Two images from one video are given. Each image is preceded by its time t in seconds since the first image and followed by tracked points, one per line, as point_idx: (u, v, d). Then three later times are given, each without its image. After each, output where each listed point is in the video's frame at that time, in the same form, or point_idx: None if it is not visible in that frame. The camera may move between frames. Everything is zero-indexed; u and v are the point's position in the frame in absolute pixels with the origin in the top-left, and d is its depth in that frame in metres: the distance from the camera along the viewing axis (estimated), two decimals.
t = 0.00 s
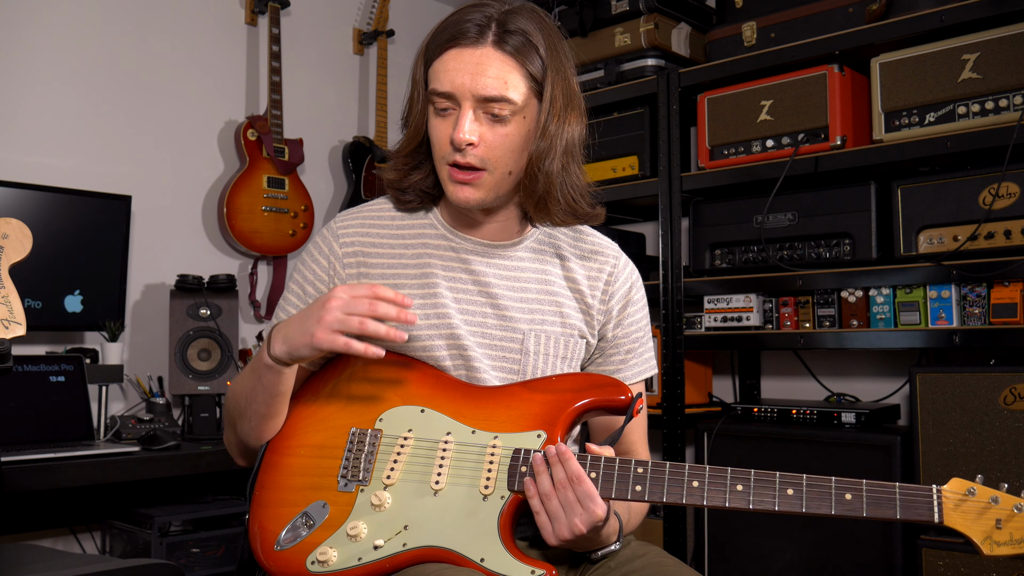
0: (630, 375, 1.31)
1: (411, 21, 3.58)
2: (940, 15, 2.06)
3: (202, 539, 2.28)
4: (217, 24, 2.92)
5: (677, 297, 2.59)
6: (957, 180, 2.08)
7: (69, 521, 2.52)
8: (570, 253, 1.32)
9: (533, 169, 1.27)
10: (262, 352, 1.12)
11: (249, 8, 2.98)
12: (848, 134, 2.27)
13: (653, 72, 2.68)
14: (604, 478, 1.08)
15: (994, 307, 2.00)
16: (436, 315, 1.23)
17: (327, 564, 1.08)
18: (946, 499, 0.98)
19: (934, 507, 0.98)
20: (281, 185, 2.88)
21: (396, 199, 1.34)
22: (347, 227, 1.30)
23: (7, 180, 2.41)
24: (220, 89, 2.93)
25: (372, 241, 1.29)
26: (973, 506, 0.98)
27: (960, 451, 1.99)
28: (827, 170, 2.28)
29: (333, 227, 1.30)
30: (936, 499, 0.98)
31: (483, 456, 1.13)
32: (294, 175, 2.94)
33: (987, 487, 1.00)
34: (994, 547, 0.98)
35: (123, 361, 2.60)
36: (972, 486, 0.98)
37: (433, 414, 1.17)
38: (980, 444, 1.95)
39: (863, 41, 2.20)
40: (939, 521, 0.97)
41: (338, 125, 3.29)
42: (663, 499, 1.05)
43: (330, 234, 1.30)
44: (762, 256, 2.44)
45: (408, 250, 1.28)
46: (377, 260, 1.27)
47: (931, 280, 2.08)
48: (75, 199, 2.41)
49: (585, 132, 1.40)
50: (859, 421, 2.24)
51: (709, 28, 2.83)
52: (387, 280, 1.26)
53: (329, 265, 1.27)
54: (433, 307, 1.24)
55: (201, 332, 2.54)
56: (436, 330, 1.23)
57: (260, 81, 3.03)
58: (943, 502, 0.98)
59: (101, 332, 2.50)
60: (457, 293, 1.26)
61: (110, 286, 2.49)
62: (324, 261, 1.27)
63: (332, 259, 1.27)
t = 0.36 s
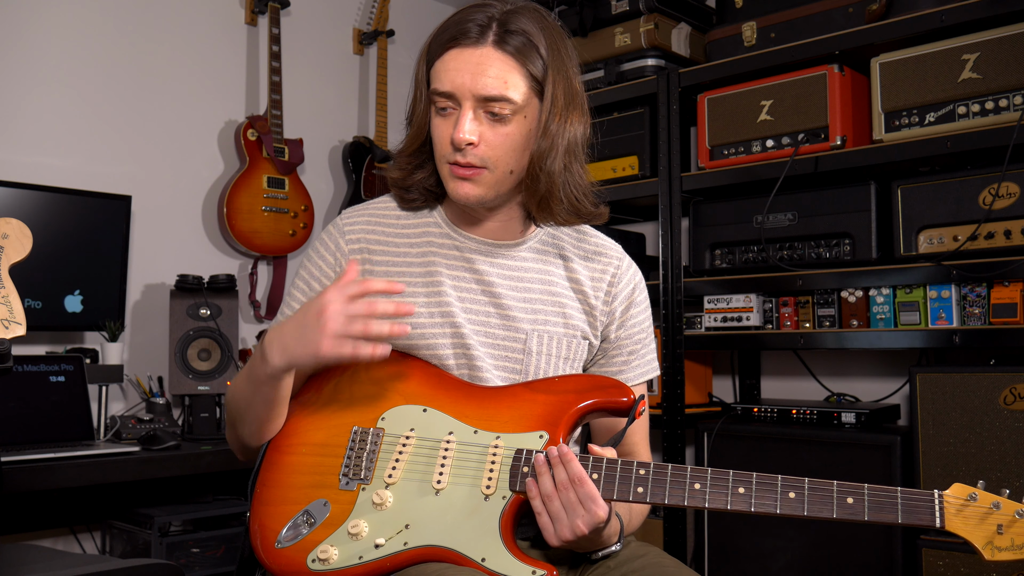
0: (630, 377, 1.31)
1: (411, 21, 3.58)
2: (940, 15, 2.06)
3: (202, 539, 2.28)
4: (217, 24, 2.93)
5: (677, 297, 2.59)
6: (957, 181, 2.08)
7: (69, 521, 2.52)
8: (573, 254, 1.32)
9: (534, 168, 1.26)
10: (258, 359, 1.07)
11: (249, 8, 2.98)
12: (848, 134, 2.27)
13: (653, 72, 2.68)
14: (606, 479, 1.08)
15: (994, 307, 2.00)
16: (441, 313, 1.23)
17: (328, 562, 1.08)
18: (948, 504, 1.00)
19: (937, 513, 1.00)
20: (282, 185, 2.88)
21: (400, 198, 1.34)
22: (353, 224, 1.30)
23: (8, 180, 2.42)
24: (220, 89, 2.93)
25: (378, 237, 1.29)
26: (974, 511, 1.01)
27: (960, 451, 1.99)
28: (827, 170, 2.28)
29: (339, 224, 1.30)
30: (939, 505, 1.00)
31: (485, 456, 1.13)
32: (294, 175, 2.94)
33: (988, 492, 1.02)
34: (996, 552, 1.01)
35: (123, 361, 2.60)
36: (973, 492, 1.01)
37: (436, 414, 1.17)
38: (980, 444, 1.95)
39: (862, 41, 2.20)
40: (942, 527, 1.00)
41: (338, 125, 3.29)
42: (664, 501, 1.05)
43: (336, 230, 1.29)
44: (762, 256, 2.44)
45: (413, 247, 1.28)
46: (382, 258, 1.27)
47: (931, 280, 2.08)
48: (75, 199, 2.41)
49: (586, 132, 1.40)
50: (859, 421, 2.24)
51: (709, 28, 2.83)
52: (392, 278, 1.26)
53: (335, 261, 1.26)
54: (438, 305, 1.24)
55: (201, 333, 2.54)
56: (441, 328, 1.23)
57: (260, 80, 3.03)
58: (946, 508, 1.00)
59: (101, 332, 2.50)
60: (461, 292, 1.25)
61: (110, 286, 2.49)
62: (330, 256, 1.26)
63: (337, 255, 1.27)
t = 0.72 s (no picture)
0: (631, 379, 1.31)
1: (411, 21, 3.58)
2: (940, 15, 2.06)
3: (203, 539, 2.28)
4: (218, 24, 2.92)
5: (677, 297, 2.60)
6: (957, 180, 2.08)
7: (69, 521, 2.52)
8: (575, 254, 1.32)
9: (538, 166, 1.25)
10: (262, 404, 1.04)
11: (249, 8, 2.98)
12: (848, 134, 2.27)
13: (653, 72, 2.68)
14: (608, 473, 1.09)
15: (994, 307, 2.00)
16: (445, 311, 1.23)
17: (333, 564, 1.09)
18: (949, 488, 0.97)
19: (938, 497, 0.97)
20: (282, 185, 2.88)
21: (403, 195, 1.33)
22: (359, 219, 1.30)
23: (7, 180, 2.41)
24: (220, 89, 2.92)
25: (384, 234, 1.29)
26: (976, 494, 0.98)
27: (960, 451, 1.99)
28: (826, 170, 2.28)
29: (344, 219, 1.30)
30: (940, 489, 0.97)
31: (487, 453, 1.13)
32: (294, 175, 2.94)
33: (988, 474, 0.99)
34: (997, 534, 0.98)
35: (123, 361, 2.60)
36: (975, 474, 0.98)
37: (437, 413, 1.17)
38: (980, 444, 1.95)
39: (863, 41, 2.20)
40: (945, 510, 0.97)
41: (338, 125, 3.29)
42: (666, 493, 1.06)
43: (342, 225, 1.29)
44: (762, 256, 2.44)
45: (417, 246, 1.28)
46: (386, 256, 1.27)
47: (931, 280, 2.09)
48: (74, 199, 2.41)
49: (593, 133, 1.38)
50: (859, 421, 2.24)
51: (709, 28, 2.83)
52: (396, 276, 1.26)
53: (342, 258, 1.27)
54: (441, 303, 1.24)
55: (201, 333, 2.54)
56: (445, 326, 1.23)
57: (259, 80, 3.03)
58: (948, 491, 0.97)
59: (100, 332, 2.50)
60: (463, 292, 1.25)
61: (110, 286, 2.49)
62: (337, 253, 1.27)
63: (344, 252, 1.27)
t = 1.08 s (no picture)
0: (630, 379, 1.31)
1: (411, 21, 3.58)
2: (940, 15, 2.06)
3: (202, 539, 2.28)
4: (218, 24, 2.92)
5: (677, 297, 2.60)
6: (957, 180, 2.08)
7: (69, 521, 2.52)
8: (574, 254, 1.32)
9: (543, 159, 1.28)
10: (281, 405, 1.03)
11: (249, 8, 2.98)
12: (848, 134, 2.27)
13: (653, 72, 2.68)
14: (610, 472, 1.08)
15: (994, 307, 2.00)
16: (445, 311, 1.23)
17: (335, 564, 1.09)
18: (949, 485, 0.99)
19: (938, 493, 0.99)
20: (282, 185, 2.88)
21: (404, 195, 1.34)
22: (359, 219, 1.30)
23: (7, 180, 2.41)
24: (220, 89, 2.93)
25: (384, 235, 1.29)
26: (976, 490, 0.99)
27: (960, 451, 1.99)
28: (826, 170, 2.28)
29: (344, 219, 1.30)
30: (939, 486, 0.99)
31: (488, 454, 1.13)
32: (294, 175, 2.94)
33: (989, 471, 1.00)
34: (997, 531, 0.99)
35: (123, 361, 2.60)
36: (975, 471, 0.99)
37: (438, 413, 1.17)
38: (981, 445, 1.95)
39: (863, 41, 2.20)
40: (945, 507, 0.99)
41: (338, 125, 3.29)
42: (668, 492, 1.05)
43: (342, 225, 1.29)
44: (762, 256, 2.44)
45: (418, 246, 1.28)
46: (387, 256, 1.27)
47: (931, 280, 2.09)
48: (74, 199, 2.41)
49: (594, 131, 1.41)
50: (859, 421, 2.24)
51: (708, 28, 2.83)
52: (397, 276, 1.26)
53: (342, 258, 1.26)
54: (442, 303, 1.24)
55: (201, 332, 2.54)
56: (445, 325, 1.23)
57: (259, 80, 3.03)
58: (947, 488, 0.99)
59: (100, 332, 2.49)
60: (464, 292, 1.25)
61: (110, 285, 2.49)
62: (337, 253, 1.26)
63: (344, 252, 1.27)
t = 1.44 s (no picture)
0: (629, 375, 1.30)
1: (411, 21, 3.58)
2: (940, 15, 2.06)
3: (203, 539, 2.28)
4: (218, 24, 2.93)
5: (677, 297, 2.59)
6: (957, 180, 2.08)
7: (69, 521, 2.52)
8: (572, 253, 1.31)
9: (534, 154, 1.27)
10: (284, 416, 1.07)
11: (249, 8, 2.98)
12: (848, 134, 2.27)
13: (653, 72, 2.68)
14: (605, 468, 1.07)
15: (994, 307, 2.00)
16: (441, 311, 1.23)
17: (331, 563, 1.09)
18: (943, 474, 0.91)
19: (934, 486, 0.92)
20: (282, 185, 2.88)
21: (399, 194, 1.34)
22: (359, 221, 1.31)
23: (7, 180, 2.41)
24: (221, 89, 2.93)
25: (383, 236, 1.29)
26: (972, 481, 0.90)
27: (960, 450, 1.99)
28: (826, 170, 2.28)
29: (345, 221, 1.31)
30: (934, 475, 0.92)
31: (484, 451, 1.12)
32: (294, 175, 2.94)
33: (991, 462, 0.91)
34: (996, 526, 0.89)
35: (123, 361, 2.60)
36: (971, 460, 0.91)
37: (433, 411, 1.15)
38: (981, 445, 1.95)
39: (862, 41, 2.20)
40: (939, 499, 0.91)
41: (338, 125, 3.29)
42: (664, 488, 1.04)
43: (342, 228, 1.30)
44: (762, 256, 2.44)
45: (417, 246, 1.28)
46: (385, 256, 1.27)
47: (931, 280, 2.08)
48: (74, 199, 2.41)
49: (588, 128, 1.41)
50: (859, 421, 2.24)
51: (708, 28, 2.83)
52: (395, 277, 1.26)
53: (341, 258, 1.27)
54: (439, 304, 1.24)
55: (201, 333, 2.54)
56: (441, 326, 1.23)
57: (260, 81, 3.03)
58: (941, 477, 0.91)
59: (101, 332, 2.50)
60: (462, 291, 1.25)
61: (110, 286, 2.49)
62: (337, 253, 1.27)
63: (344, 253, 1.28)
